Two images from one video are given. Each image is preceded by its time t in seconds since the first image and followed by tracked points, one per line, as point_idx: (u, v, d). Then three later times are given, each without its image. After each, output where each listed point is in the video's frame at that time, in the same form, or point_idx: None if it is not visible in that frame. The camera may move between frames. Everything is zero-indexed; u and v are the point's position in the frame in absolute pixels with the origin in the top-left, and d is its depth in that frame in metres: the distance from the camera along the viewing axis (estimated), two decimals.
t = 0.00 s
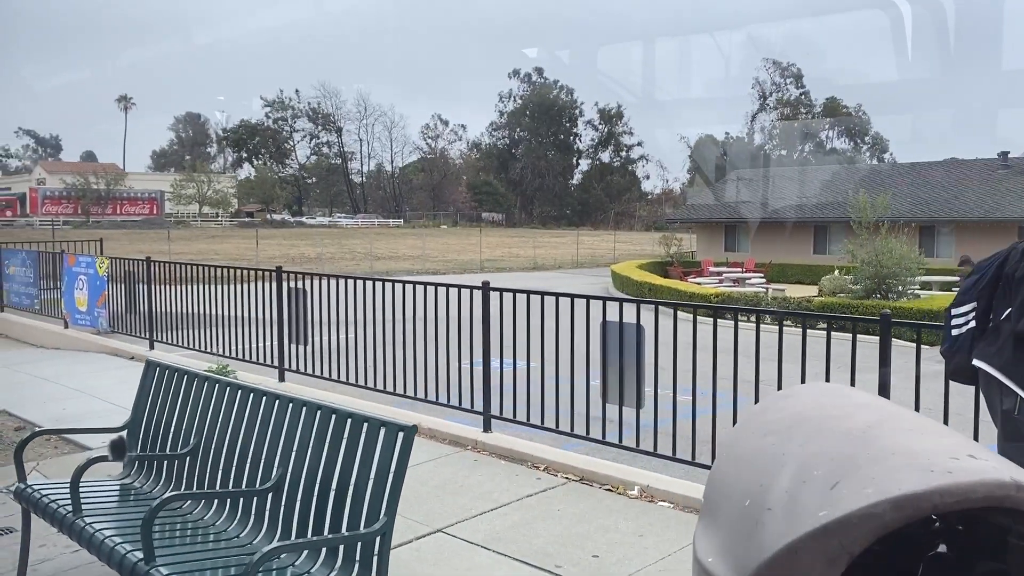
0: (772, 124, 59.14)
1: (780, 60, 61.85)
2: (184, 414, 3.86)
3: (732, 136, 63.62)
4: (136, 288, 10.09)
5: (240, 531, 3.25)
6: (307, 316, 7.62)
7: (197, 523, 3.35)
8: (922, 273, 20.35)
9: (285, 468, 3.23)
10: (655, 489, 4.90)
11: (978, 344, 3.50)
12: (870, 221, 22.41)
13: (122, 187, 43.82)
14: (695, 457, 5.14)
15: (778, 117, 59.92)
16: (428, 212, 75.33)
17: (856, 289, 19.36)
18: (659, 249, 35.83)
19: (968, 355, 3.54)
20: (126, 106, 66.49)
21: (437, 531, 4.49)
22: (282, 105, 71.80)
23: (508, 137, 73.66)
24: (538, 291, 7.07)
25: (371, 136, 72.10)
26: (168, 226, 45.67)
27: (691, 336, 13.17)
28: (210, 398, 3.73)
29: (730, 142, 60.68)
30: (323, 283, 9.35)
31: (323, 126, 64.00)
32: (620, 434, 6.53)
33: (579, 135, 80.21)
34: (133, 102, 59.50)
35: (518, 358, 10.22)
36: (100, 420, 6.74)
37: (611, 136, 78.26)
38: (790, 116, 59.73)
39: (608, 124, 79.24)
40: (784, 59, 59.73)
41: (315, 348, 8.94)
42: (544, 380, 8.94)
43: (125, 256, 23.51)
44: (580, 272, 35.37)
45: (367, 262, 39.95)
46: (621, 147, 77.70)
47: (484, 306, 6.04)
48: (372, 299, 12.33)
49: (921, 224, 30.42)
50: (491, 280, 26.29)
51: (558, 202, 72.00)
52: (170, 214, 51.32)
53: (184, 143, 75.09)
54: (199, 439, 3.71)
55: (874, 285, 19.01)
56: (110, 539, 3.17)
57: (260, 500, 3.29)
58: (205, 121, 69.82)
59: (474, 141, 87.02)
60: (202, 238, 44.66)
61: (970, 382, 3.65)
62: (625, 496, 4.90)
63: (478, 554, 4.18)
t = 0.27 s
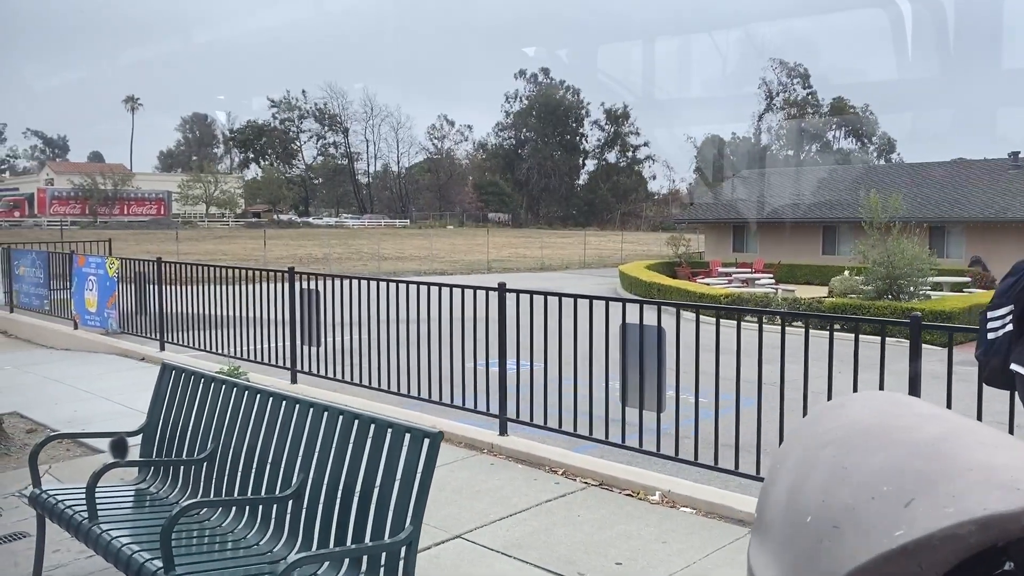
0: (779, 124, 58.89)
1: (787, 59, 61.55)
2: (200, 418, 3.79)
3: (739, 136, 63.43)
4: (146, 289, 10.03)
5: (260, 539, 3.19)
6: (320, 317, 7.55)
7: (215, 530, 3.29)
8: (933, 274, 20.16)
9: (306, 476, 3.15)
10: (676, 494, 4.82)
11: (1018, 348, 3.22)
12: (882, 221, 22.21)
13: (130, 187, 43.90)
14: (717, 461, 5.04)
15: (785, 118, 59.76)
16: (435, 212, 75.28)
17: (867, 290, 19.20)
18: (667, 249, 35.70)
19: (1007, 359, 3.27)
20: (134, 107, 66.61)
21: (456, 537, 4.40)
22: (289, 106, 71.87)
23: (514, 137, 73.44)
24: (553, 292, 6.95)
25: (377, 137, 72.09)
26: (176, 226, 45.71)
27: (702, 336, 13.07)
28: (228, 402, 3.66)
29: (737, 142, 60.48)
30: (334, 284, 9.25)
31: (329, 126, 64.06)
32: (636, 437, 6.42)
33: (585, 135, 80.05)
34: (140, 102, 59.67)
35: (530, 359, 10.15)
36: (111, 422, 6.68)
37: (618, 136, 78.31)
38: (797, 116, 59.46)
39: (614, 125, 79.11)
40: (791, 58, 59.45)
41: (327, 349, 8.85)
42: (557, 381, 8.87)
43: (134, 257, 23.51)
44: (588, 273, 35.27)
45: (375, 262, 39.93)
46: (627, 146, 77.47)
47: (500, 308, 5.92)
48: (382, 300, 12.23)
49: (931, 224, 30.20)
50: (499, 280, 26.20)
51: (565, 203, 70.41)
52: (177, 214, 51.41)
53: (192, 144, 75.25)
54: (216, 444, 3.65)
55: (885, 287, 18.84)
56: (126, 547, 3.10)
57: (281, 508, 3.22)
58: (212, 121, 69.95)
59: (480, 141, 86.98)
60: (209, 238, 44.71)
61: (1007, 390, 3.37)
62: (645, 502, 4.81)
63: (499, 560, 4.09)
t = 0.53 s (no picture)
0: (784, 124, 58.80)
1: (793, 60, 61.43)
2: (210, 419, 3.77)
3: (744, 137, 63.27)
4: (154, 290, 10.02)
5: (271, 543, 3.16)
6: (328, 318, 7.50)
7: (225, 534, 3.26)
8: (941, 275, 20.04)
9: (316, 481, 3.11)
10: (689, 497, 4.76)
11: None
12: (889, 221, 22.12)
13: (135, 188, 44.25)
14: (728, 464, 4.99)
15: (791, 118, 59.60)
16: (440, 212, 75.44)
17: (875, 290, 19.10)
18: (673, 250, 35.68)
19: None
20: (140, 108, 66.73)
21: (467, 540, 4.36)
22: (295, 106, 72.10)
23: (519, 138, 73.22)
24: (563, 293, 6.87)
25: (383, 138, 72.25)
26: (183, 226, 45.94)
27: (710, 337, 13.02)
28: (237, 404, 3.63)
29: (743, 142, 60.28)
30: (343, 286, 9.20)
31: (334, 127, 64.20)
32: (645, 440, 6.37)
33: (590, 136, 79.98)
34: (147, 103, 59.96)
35: (538, 360, 10.11)
36: (120, 423, 6.66)
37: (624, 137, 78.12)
38: (802, 117, 59.35)
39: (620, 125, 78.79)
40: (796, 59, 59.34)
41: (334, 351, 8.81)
42: (565, 383, 8.83)
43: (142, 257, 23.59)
44: (593, 273, 35.25)
45: (381, 262, 39.98)
46: (633, 147, 77.43)
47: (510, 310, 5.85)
48: (388, 303, 12.21)
49: (937, 224, 30.08)
50: (505, 280, 26.21)
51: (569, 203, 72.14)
52: (183, 215, 51.52)
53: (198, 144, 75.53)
54: (226, 447, 3.61)
55: (892, 287, 18.74)
56: (135, 550, 3.07)
57: (290, 514, 3.18)
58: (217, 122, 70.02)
59: (484, 141, 86.93)
60: (216, 239, 44.88)
61: None
62: (658, 505, 4.77)
63: (511, 564, 4.05)
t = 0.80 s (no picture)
0: (788, 124, 58.63)
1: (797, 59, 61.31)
2: (214, 419, 3.76)
3: (748, 137, 63.21)
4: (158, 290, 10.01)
5: (276, 543, 3.15)
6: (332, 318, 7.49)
7: (230, 534, 3.26)
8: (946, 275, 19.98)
9: (320, 480, 3.10)
10: (694, 497, 4.75)
11: None
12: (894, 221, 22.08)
13: (138, 188, 44.35)
14: (733, 464, 4.97)
15: (795, 118, 59.52)
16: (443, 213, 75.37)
17: (880, 291, 19.04)
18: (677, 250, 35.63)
19: None
20: (144, 109, 66.93)
21: (472, 540, 4.35)
22: (298, 107, 72.11)
23: (523, 138, 73.13)
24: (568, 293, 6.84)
25: (386, 138, 72.25)
26: (187, 228, 46.03)
27: (715, 337, 13.01)
28: (242, 404, 3.63)
29: (746, 142, 60.15)
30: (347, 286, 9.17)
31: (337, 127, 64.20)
32: (648, 440, 6.35)
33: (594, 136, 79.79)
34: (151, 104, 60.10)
35: (542, 361, 10.11)
36: (125, 423, 6.66)
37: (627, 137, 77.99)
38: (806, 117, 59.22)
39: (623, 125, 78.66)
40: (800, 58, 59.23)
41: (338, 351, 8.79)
42: (569, 383, 8.83)
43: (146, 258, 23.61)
44: (596, 274, 35.23)
45: (384, 263, 39.99)
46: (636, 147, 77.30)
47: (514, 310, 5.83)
48: (392, 302, 12.18)
49: (942, 224, 29.99)
50: (508, 281, 26.19)
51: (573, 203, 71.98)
52: (187, 216, 51.69)
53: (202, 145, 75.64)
54: (231, 448, 3.60)
55: (897, 287, 18.68)
56: (140, 551, 3.07)
57: (296, 514, 3.17)
58: (221, 123, 70.16)
59: (488, 141, 86.94)
60: (219, 240, 44.92)
61: None
62: (663, 505, 4.75)
63: (516, 564, 4.04)
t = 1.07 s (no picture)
0: (790, 125, 58.62)
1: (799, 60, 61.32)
2: (216, 419, 3.77)
3: (750, 138, 63.16)
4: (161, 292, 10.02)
5: (277, 543, 3.16)
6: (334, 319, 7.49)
7: (232, 534, 3.26)
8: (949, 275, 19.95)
9: (322, 478, 3.11)
10: (696, 497, 4.75)
11: None
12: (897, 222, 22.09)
13: (141, 189, 44.55)
14: (735, 465, 4.98)
15: (797, 119, 59.49)
16: (446, 214, 75.38)
17: (882, 291, 19.02)
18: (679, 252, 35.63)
19: None
20: (146, 110, 66.93)
21: (474, 540, 4.36)
22: (300, 109, 72.26)
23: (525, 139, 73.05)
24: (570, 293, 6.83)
25: (388, 140, 72.35)
26: (190, 229, 46.14)
27: (717, 338, 13.03)
28: (244, 404, 3.64)
29: (749, 143, 60.15)
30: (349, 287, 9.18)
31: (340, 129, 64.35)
32: (651, 439, 6.35)
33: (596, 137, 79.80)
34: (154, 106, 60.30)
35: (545, 362, 10.11)
36: (128, 424, 6.68)
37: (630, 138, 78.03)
38: (808, 117, 59.24)
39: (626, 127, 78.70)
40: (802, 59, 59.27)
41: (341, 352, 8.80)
42: (572, 384, 8.83)
43: (149, 259, 23.65)
44: (598, 275, 35.22)
45: (387, 264, 40.03)
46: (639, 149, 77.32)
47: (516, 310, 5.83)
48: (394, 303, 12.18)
49: (944, 224, 29.95)
50: (511, 282, 26.19)
51: (575, 204, 71.90)
52: (190, 217, 51.71)
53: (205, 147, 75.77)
54: (234, 447, 3.61)
55: (899, 288, 18.67)
56: (142, 550, 3.08)
57: (298, 513, 3.19)
58: (223, 124, 70.17)
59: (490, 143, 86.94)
60: (222, 241, 45.00)
61: None
62: (665, 505, 4.75)
63: (518, 563, 4.05)
